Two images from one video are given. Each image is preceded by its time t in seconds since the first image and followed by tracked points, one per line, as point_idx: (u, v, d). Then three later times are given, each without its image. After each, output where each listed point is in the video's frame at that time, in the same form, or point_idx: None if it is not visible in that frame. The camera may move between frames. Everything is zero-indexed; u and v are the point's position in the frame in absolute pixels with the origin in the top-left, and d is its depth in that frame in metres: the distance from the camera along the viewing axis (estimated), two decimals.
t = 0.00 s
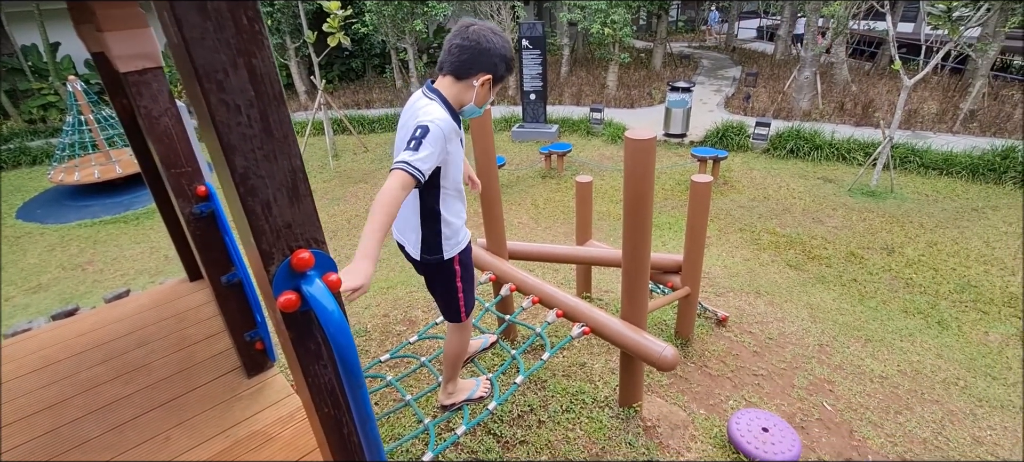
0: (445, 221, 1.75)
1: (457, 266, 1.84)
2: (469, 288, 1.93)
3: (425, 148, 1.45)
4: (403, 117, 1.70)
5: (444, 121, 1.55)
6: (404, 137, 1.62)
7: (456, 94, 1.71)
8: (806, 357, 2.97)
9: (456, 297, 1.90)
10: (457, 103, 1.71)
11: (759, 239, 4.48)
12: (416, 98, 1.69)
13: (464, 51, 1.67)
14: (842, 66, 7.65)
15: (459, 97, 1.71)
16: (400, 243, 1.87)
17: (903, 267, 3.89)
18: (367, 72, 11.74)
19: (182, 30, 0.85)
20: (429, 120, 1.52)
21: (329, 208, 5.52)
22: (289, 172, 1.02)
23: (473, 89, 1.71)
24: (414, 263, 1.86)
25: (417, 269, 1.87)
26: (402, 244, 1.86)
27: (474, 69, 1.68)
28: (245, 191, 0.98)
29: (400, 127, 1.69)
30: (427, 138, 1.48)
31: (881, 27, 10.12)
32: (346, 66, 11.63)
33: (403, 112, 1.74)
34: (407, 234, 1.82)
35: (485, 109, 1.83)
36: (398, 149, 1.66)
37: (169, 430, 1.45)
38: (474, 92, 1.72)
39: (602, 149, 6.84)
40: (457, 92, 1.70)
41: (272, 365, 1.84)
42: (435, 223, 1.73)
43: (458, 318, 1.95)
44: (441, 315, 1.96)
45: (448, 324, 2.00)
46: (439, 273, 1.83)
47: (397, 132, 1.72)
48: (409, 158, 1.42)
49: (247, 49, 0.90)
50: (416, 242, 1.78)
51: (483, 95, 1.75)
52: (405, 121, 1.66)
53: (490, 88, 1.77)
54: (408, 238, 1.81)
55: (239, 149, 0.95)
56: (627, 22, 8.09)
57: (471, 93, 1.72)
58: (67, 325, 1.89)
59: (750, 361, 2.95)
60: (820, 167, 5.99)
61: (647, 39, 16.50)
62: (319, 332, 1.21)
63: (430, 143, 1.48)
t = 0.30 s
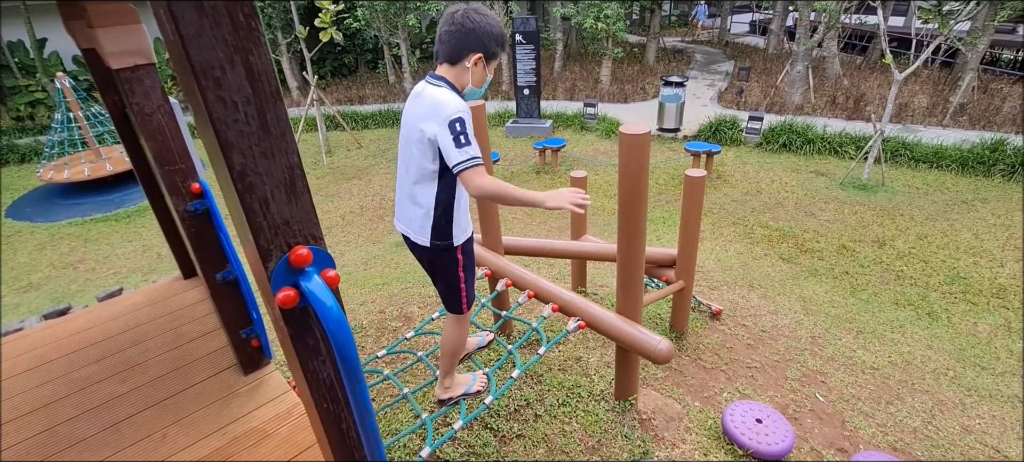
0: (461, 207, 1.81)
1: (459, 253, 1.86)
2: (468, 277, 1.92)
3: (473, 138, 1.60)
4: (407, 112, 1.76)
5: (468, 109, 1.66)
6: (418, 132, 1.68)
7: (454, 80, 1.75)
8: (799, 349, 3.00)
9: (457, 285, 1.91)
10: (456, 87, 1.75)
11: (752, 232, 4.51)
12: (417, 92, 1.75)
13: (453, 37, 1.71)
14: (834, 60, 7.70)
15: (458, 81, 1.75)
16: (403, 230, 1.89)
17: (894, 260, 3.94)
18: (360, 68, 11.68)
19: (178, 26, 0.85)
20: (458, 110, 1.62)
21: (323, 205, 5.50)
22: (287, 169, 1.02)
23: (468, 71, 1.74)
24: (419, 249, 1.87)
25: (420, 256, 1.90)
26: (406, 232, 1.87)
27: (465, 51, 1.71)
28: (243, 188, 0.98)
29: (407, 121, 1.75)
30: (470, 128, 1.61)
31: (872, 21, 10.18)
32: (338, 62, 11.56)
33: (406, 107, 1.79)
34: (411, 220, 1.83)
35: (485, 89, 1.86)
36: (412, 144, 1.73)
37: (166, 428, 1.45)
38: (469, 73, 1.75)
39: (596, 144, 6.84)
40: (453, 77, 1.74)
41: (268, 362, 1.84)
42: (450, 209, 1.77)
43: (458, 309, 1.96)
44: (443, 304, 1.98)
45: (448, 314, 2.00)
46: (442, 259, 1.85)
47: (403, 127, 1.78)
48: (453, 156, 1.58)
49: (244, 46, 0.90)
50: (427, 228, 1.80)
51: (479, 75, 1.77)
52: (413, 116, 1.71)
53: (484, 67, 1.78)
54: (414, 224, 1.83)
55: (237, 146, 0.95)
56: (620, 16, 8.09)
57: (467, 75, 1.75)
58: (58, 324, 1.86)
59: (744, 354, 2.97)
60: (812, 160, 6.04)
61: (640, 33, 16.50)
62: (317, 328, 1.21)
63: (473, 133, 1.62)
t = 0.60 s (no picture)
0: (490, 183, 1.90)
1: (464, 228, 1.87)
2: (468, 265, 1.94)
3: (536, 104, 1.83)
4: (442, 96, 1.82)
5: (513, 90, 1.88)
6: (468, 112, 1.76)
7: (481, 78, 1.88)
8: (794, 343, 3.02)
9: (455, 273, 1.93)
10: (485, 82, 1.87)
11: (748, 228, 4.53)
12: (450, 80, 1.83)
13: (477, 36, 1.82)
14: (829, 55, 7.72)
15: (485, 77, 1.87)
16: (425, 211, 1.84)
17: (888, 255, 3.97)
18: (355, 63, 11.63)
19: (178, 24, 0.85)
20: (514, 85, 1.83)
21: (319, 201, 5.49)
22: (287, 166, 1.02)
23: (493, 68, 1.87)
24: (422, 236, 1.87)
25: (421, 242, 1.89)
26: (433, 212, 1.83)
27: (490, 48, 1.83)
28: (243, 184, 0.98)
29: (445, 105, 1.80)
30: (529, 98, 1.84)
31: (867, 16, 10.20)
32: (333, 57, 11.50)
33: (435, 93, 1.85)
34: (443, 199, 1.82)
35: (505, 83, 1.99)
36: (456, 125, 1.78)
37: (164, 425, 1.45)
38: (494, 70, 1.88)
39: (592, 140, 6.85)
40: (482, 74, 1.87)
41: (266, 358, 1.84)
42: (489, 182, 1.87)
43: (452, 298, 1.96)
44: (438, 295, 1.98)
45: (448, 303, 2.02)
46: (444, 241, 1.86)
47: (437, 111, 1.82)
48: (528, 117, 1.78)
49: (244, 43, 0.90)
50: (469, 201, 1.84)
51: (501, 71, 1.91)
52: (455, 100, 1.78)
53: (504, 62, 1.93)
54: (450, 202, 1.82)
55: (237, 143, 0.95)
56: (617, 12, 8.08)
57: (492, 72, 1.88)
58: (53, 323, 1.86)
59: (740, 348, 2.99)
60: (808, 156, 6.06)
61: (637, 29, 16.49)
62: (318, 324, 1.22)
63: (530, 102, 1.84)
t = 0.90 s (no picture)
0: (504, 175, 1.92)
1: (485, 222, 1.89)
2: (484, 259, 1.95)
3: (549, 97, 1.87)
4: (463, 91, 1.88)
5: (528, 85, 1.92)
6: (487, 105, 1.82)
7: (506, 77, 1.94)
8: (792, 340, 3.04)
9: (470, 268, 1.93)
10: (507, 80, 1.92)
11: (745, 225, 4.54)
12: (470, 77, 1.90)
13: (508, 37, 1.87)
14: (825, 53, 7.75)
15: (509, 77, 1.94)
16: (442, 200, 1.85)
17: (885, 251, 3.99)
18: (351, 61, 11.60)
19: (184, 22, 0.85)
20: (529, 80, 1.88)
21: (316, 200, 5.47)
22: (292, 164, 1.02)
23: (517, 68, 1.95)
24: (442, 225, 1.86)
25: (440, 235, 1.88)
26: (450, 201, 1.84)
27: (518, 50, 1.90)
28: (248, 183, 0.98)
29: (465, 99, 1.86)
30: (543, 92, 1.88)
31: (863, 14, 10.24)
32: (330, 55, 11.47)
33: (455, 89, 1.91)
34: (461, 188, 1.83)
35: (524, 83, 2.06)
36: (476, 117, 1.82)
37: (167, 424, 1.45)
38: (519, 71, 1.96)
39: (590, 138, 6.85)
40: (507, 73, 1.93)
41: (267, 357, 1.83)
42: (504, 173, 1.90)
43: (468, 291, 1.97)
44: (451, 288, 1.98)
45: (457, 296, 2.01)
46: (465, 233, 1.86)
47: (457, 104, 1.87)
48: (543, 110, 1.82)
49: (249, 41, 0.90)
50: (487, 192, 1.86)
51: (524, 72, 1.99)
52: (476, 93, 1.84)
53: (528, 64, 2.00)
54: (467, 191, 1.84)
55: (242, 140, 0.95)
56: (614, 10, 8.08)
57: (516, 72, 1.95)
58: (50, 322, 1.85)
59: (738, 345, 3.01)
60: (805, 153, 6.08)
61: (634, 26, 16.49)
62: (322, 321, 1.22)
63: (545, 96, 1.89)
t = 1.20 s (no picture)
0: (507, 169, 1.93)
1: (491, 218, 1.90)
2: (490, 255, 1.95)
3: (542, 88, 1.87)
4: (458, 88, 1.89)
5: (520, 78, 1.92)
6: (484, 100, 1.82)
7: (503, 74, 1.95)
8: (788, 339, 3.05)
9: (477, 264, 1.93)
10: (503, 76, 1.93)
11: (741, 225, 4.57)
12: (465, 74, 1.90)
13: (504, 34, 1.87)
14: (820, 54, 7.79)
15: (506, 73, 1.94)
16: (445, 196, 1.86)
17: (879, 251, 4.02)
18: (347, 61, 11.58)
19: (189, 20, 0.85)
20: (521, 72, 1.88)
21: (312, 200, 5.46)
22: (295, 162, 1.02)
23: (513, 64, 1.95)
24: (449, 222, 1.87)
25: (446, 231, 1.89)
26: (455, 197, 1.84)
27: (514, 47, 1.90)
28: (252, 181, 0.98)
29: (461, 96, 1.87)
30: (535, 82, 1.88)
31: (857, 15, 10.31)
32: (325, 55, 11.44)
33: (451, 87, 1.92)
34: (464, 183, 1.84)
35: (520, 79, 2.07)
36: (474, 112, 1.83)
37: (164, 424, 1.44)
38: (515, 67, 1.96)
39: (586, 138, 6.87)
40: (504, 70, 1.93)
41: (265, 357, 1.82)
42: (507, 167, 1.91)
43: (475, 288, 1.98)
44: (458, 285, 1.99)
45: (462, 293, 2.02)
46: (471, 230, 1.87)
47: (454, 102, 1.88)
48: (537, 101, 1.82)
49: (253, 40, 0.90)
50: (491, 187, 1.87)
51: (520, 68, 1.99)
52: (471, 90, 1.85)
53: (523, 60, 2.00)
54: (471, 187, 1.84)
55: (246, 138, 0.95)
56: (610, 10, 8.10)
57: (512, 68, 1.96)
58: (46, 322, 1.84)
59: (734, 344, 3.02)
60: (800, 153, 6.11)
61: (629, 27, 16.55)
62: (324, 319, 1.22)
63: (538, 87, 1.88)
